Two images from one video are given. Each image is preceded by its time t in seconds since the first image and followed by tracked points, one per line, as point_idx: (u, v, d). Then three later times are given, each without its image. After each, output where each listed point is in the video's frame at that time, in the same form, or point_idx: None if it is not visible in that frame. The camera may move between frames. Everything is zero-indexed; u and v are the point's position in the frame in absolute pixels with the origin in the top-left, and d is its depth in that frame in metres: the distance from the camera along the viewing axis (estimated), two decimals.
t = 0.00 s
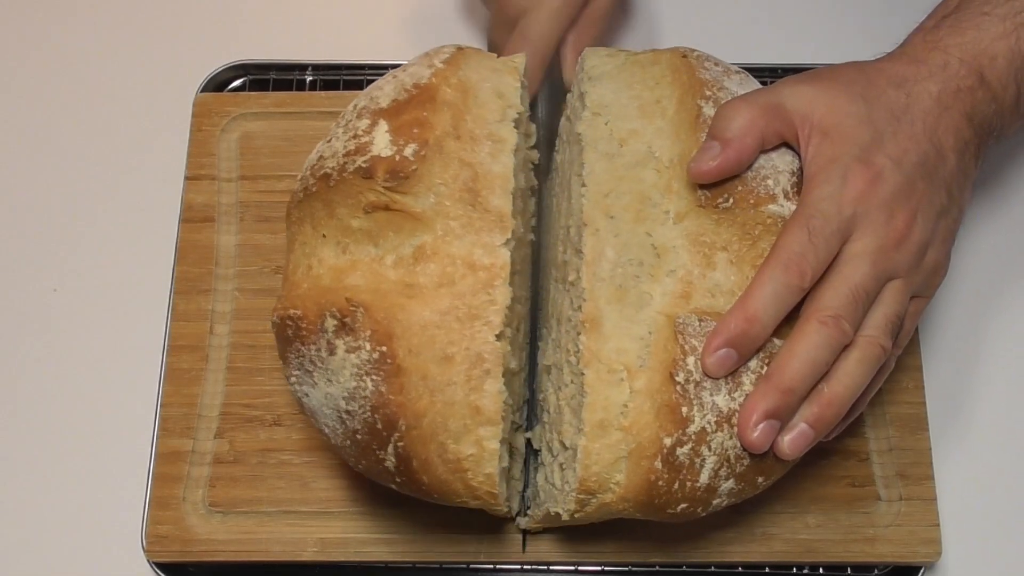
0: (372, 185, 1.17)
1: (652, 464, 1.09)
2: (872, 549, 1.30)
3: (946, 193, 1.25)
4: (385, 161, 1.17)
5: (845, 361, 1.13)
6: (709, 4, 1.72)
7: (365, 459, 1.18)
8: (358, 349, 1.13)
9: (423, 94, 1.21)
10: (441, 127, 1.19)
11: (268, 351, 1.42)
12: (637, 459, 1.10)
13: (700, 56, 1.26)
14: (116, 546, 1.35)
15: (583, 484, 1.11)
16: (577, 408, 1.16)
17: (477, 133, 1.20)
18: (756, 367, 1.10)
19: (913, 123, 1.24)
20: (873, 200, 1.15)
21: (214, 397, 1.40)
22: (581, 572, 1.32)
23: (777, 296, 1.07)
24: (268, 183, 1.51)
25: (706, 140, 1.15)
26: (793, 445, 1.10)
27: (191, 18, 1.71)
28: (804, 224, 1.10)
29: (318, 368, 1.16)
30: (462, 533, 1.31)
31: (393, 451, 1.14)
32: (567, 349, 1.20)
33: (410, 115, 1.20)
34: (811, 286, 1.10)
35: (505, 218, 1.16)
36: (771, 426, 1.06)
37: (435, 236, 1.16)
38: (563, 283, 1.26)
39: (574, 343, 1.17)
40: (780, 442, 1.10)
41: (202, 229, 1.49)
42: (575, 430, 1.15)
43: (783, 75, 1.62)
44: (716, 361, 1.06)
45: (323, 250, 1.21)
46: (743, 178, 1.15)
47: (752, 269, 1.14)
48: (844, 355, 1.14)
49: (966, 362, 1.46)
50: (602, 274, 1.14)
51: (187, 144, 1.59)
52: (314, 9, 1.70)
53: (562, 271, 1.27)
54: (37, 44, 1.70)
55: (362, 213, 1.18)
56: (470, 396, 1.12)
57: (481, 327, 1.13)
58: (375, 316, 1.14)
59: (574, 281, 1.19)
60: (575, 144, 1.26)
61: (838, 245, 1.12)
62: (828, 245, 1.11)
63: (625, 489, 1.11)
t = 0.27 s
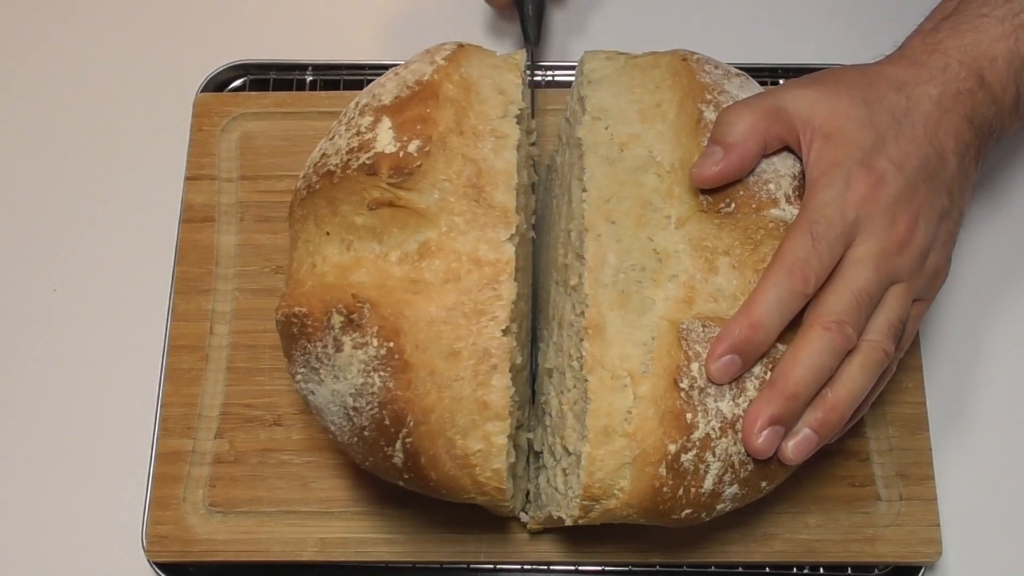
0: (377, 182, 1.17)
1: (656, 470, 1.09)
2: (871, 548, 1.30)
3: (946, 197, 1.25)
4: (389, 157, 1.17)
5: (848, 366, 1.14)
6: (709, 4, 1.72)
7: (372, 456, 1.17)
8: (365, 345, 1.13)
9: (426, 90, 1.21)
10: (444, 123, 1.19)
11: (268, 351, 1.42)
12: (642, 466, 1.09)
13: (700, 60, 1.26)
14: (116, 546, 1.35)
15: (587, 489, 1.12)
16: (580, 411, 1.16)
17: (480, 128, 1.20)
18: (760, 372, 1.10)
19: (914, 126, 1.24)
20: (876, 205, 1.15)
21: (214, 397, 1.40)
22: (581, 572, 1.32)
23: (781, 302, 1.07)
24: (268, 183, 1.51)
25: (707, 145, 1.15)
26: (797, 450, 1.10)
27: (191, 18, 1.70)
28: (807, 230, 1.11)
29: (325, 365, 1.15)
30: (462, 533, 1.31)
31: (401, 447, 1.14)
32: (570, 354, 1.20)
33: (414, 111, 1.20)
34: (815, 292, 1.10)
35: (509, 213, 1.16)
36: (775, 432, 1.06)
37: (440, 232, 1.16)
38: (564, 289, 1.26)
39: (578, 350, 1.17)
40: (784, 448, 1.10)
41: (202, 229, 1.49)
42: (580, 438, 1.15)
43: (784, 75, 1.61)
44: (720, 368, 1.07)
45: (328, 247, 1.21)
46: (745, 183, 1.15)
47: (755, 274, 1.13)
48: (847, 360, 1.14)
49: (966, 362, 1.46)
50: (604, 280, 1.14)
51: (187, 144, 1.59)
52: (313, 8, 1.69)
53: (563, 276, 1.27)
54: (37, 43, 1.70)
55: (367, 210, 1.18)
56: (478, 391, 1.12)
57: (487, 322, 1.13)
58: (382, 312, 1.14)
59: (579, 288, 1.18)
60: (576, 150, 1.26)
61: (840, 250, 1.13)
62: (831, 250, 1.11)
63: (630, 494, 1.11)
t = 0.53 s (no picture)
0: (380, 177, 1.17)
1: (657, 474, 1.09)
2: (871, 548, 1.30)
3: (945, 198, 1.25)
4: (392, 153, 1.17)
5: (848, 369, 1.13)
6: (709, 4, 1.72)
7: (378, 451, 1.17)
8: (370, 341, 1.13)
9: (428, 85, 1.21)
10: (447, 119, 1.19)
11: (268, 351, 1.42)
12: (643, 470, 1.10)
13: (699, 61, 1.26)
14: (116, 546, 1.35)
15: (588, 492, 1.12)
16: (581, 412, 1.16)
17: (482, 124, 1.20)
18: (761, 376, 1.10)
19: (912, 127, 1.24)
20: (875, 207, 1.15)
21: (214, 397, 1.40)
22: (581, 572, 1.32)
23: (782, 305, 1.07)
24: (268, 183, 1.51)
25: (706, 148, 1.15)
26: (798, 453, 1.10)
27: (191, 18, 1.70)
28: (807, 233, 1.10)
29: (332, 359, 1.15)
30: (462, 533, 1.31)
31: (406, 442, 1.14)
32: (570, 356, 1.20)
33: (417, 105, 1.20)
34: (815, 295, 1.10)
35: (512, 212, 1.16)
36: (777, 435, 1.06)
37: (443, 227, 1.16)
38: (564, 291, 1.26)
39: (578, 353, 1.17)
40: (785, 451, 1.10)
41: (202, 229, 1.49)
42: (580, 441, 1.15)
43: (784, 76, 1.61)
44: (720, 372, 1.06)
45: (331, 244, 1.21)
46: (744, 187, 1.15)
47: (755, 277, 1.13)
48: (847, 362, 1.14)
49: (965, 362, 1.46)
50: (605, 283, 1.14)
51: (187, 144, 1.59)
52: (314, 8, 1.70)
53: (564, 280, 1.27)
54: (37, 43, 1.70)
55: (370, 206, 1.18)
56: (483, 385, 1.12)
57: (492, 317, 1.13)
58: (388, 307, 1.14)
59: (580, 291, 1.18)
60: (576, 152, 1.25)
61: (840, 252, 1.13)
62: (831, 252, 1.11)
63: (631, 497, 1.11)
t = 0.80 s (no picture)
0: (379, 181, 1.17)
1: (661, 478, 1.09)
2: (872, 549, 1.30)
3: (946, 198, 1.25)
4: (390, 157, 1.17)
5: (851, 370, 1.14)
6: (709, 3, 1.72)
7: (379, 455, 1.17)
8: (370, 344, 1.13)
9: (426, 87, 1.21)
10: (445, 121, 1.19)
11: (268, 351, 1.42)
12: (646, 473, 1.09)
13: (698, 63, 1.26)
14: (117, 546, 1.35)
15: (591, 494, 1.12)
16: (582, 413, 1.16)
17: (480, 126, 1.20)
18: (763, 378, 1.10)
19: (913, 127, 1.24)
20: (876, 208, 1.16)
21: (214, 397, 1.40)
22: (581, 572, 1.32)
23: (783, 308, 1.07)
24: (268, 183, 1.51)
25: (706, 150, 1.14)
26: (801, 455, 1.11)
27: (191, 18, 1.70)
28: (808, 235, 1.11)
29: (332, 364, 1.16)
30: (462, 533, 1.31)
31: (406, 446, 1.14)
32: (571, 357, 1.20)
33: (415, 108, 1.20)
34: (816, 297, 1.10)
35: (511, 211, 1.16)
36: (780, 437, 1.07)
37: (442, 230, 1.16)
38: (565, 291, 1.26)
39: (581, 355, 1.17)
40: (788, 453, 1.11)
41: (202, 229, 1.49)
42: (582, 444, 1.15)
43: (784, 76, 1.61)
44: (723, 374, 1.07)
45: (330, 247, 1.22)
46: (744, 189, 1.15)
47: (756, 279, 1.13)
48: (850, 364, 1.14)
49: (964, 362, 1.46)
50: (606, 286, 1.14)
51: (187, 144, 1.59)
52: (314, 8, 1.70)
53: (564, 280, 1.28)
54: (36, 43, 1.69)
55: (369, 210, 1.19)
56: (483, 389, 1.12)
57: (492, 320, 1.13)
58: (387, 311, 1.14)
59: (580, 293, 1.19)
60: (575, 154, 1.26)
61: (842, 254, 1.13)
62: (832, 254, 1.11)
63: (633, 499, 1.11)
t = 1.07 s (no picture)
0: (368, 185, 1.17)
1: (662, 471, 1.09)
2: (871, 548, 1.30)
3: (951, 198, 1.25)
4: (379, 160, 1.17)
5: (854, 368, 1.14)
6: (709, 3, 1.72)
7: (373, 458, 1.17)
8: (362, 348, 1.13)
9: (413, 90, 1.21)
10: (433, 124, 1.19)
11: (268, 351, 1.43)
12: (648, 467, 1.09)
13: (704, 60, 1.26)
14: (117, 546, 1.35)
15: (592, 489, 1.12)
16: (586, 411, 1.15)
17: (469, 128, 1.20)
18: (766, 374, 1.10)
19: (919, 127, 1.24)
20: (881, 206, 1.15)
21: (214, 397, 1.40)
22: (581, 572, 1.32)
23: (789, 303, 1.07)
24: (268, 183, 1.51)
25: (713, 146, 1.15)
26: (803, 451, 1.10)
27: (190, 18, 1.70)
28: (814, 232, 1.11)
29: (321, 370, 1.16)
30: (462, 533, 1.31)
31: (401, 449, 1.14)
32: (574, 354, 1.20)
33: (402, 112, 1.20)
34: (822, 294, 1.10)
35: (502, 212, 1.16)
36: (782, 433, 1.06)
37: (432, 233, 1.16)
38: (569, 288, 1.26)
39: (583, 350, 1.17)
40: (790, 449, 1.10)
41: (202, 229, 1.49)
42: (585, 438, 1.15)
43: (784, 76, 1.61)
44: (727, 369, 1.06)
45: (321, 251, 1.22)
46: (750, 185, 1.15)
47: (761, 275, 1.13)
48: (853, 361, 1.14)
49: (964, 361, 1.46)
50: (610, 280, 1.14)
51: (187, 144, 1.59)
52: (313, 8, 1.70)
53: (565, 275, 1.28)
54: (37, 44, 1.70)
55: (359, 213, 1.18)
56: (476, 390, 1.12)
57: (482, 321, 1.13)
58: (378, 314, 1.14)
59: (584, 288, 1.19)
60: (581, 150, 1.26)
61: (847, 251, 1.13)
62: (838, 251, 1.11)
63: (633, 496, 1.11)
